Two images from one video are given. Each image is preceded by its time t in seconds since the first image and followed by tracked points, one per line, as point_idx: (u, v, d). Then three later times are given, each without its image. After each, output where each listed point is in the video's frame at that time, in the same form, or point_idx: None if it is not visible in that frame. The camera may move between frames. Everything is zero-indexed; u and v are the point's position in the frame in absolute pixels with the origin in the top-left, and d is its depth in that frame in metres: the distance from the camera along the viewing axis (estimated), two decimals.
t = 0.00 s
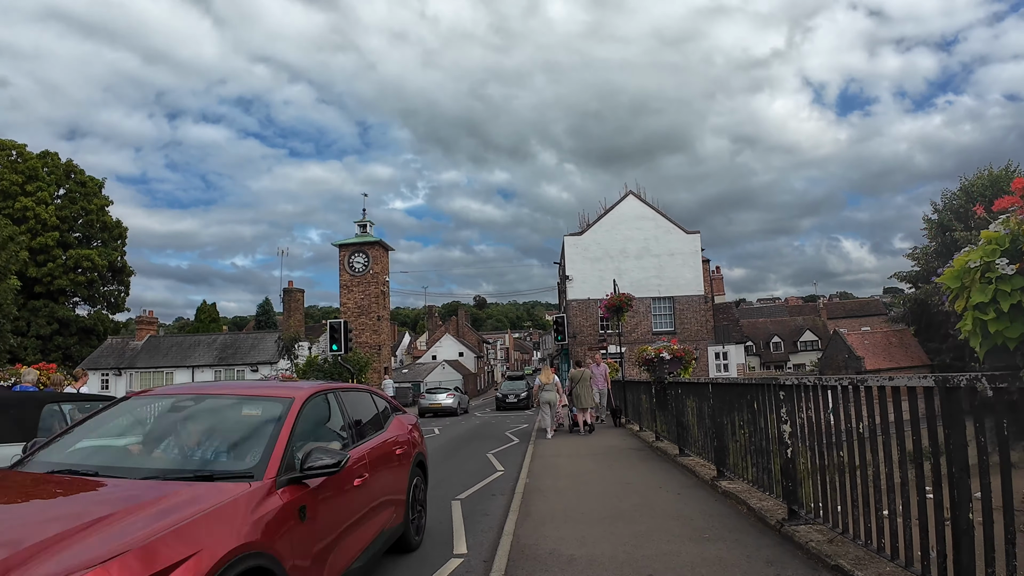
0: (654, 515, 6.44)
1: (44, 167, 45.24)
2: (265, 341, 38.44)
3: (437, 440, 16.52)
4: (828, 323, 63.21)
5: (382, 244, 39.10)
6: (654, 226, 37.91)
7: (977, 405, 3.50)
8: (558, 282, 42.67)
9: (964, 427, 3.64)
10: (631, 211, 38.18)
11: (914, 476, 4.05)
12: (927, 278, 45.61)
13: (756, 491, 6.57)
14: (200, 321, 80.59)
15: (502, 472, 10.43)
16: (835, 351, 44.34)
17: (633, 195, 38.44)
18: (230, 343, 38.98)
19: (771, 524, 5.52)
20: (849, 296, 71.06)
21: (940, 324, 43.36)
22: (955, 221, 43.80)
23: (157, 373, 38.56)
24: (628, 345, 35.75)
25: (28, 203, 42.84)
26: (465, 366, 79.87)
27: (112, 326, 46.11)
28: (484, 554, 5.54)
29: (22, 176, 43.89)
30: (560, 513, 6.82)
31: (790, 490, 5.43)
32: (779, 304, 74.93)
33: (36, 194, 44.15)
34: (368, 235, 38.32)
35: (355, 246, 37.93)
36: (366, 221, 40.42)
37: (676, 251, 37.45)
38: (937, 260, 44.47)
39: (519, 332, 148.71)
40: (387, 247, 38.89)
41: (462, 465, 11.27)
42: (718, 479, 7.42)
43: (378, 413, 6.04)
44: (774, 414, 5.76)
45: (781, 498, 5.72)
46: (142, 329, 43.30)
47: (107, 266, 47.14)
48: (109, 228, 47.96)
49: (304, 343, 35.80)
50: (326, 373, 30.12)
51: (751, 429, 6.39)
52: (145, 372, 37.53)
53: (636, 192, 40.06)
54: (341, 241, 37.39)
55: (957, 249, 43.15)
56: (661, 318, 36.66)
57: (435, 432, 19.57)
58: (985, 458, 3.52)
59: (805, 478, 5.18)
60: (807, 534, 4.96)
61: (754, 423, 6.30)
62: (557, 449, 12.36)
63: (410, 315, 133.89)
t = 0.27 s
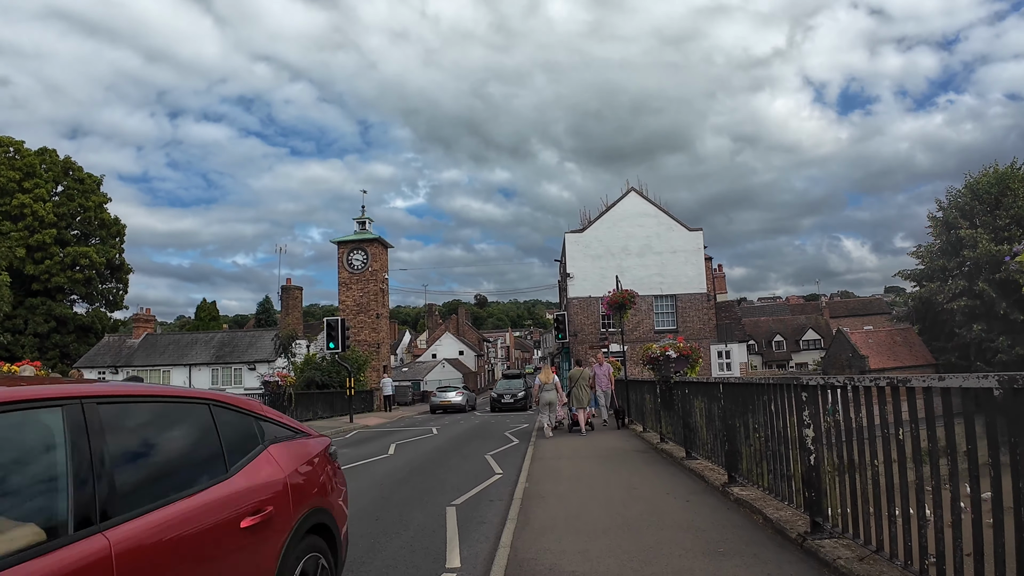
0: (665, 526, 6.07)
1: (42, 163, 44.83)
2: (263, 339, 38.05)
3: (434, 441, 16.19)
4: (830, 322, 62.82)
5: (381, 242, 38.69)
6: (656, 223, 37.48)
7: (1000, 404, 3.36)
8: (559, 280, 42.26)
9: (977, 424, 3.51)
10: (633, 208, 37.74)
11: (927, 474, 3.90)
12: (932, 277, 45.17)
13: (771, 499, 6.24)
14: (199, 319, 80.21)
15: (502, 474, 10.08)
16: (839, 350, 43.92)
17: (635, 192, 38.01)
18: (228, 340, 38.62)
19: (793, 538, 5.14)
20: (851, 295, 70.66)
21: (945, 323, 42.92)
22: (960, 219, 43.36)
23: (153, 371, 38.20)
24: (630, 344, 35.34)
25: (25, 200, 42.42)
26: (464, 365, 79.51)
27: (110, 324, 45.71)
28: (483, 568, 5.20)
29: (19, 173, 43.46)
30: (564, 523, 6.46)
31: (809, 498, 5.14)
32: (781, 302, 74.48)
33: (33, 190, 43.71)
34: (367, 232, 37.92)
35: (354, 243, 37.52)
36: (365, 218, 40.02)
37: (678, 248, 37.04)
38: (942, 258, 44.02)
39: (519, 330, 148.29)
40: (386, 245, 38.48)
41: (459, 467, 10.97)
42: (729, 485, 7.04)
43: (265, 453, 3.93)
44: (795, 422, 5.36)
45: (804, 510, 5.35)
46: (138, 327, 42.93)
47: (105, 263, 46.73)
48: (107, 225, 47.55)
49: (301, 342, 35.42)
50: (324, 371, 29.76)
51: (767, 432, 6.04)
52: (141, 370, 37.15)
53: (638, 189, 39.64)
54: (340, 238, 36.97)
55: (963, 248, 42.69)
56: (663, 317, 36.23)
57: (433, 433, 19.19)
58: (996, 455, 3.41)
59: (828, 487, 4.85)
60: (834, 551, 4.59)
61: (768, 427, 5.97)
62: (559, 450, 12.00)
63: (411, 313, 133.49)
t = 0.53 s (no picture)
0: (676, 536, 5.69)
1: (39, 160, 44.43)
2: (260, 338, 37.68)
3: (430, 442, 15.75)
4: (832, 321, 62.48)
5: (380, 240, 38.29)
6: (657, 221, 37.06)
7: (1015, 405, 3.19)
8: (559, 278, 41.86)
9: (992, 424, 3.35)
10: (634, 206, 37.32)
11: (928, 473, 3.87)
12: (935, 276, 44.76)
13: (789, 507, 5.86)
14: (198, 318, 79.85)
15: (501, 477, 9.71)
16: (841, 349, 43.54)
17: (636, 189, 37.58)
18: (225, 339, 38.23)
19: (817, 553, 4.77)
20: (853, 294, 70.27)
21: (948, 322, 42.53)
22: (964, 217, 42.95)
23: (150, 369, 37.84)
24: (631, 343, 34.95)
25: (22, 197, 42.03)
26: (464, 364, 79.17)
27: (107, 322, 45.34)
28: None
29: (16, 170, 43.05)
30: (566, 532, 6.09)
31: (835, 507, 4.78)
32: (783, 301, 74.08)
33: (30, 187, 43.29)
34: (365, 230, 37.53)
35: (352, 241, 37.12)
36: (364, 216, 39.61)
37: (680, 246, 36.64)
38: (946, 257, 43.61)
39: (520, 330, 147.92)
40: (385, 243, 38.08)
41: (456, 469, 10.56)
42: (741, 491, 6.67)
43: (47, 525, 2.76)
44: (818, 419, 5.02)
45: (830, 522, 4.96)
46: (135, 326, 42.56)
47: (102, 261, 46.33)
48: (105, 223, 47.15)
49: (299, 340, 35.06)
50: (321, 370, 29.33)
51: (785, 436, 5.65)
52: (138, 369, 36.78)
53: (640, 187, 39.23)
54: (338, 235, 36.57)
55: (967, 246, 42.28)
56: (665, 315, 35.83)
57: (431, 433, 18.80)
58: None
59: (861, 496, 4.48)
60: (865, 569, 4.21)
61: (787, 430, 5.59)
62: (560, 451, 11.64)
63: (411, 312, 133.14)
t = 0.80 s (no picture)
0: (685, 547, 5.32)
1: (34, 159, 43.99)
2: (257, 338, 37.28)
3: (428, 444, 15.26)
4: (834, 321, 62.11)
5: (378, 238, 37.87)
6: (658, 219, 36.64)
7: None
8: (559, 278, 41.46)
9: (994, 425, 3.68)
10: (635, 204, 36.90)
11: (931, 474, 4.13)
12: (938, 275, 44.35)
13: (808, 516, 5.47)
14: (196, 318, 79.44)
15: (499, 480, 9.31)
16: (844, 349, 43.12)
17: (637, 187, 37.15)
18: (221, 339, 37.83)
19: (844, 567, 4.40)
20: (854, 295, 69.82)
21: (952, 322, 42.12)
22: (967, 215, 42.54)
23: (144, 370, 37.41)
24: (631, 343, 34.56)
25: (17, 196, 41.58)
26: (463, 364, 78.80)
27: (102, 322, 44.89)
28: None
29: (10, 168, 42.60)
30: (568, 542, 5.72)
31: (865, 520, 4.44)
32: (784, 301, 73.60)
33: (25, 186, 42.82)
34: (363, 228, 37.11)
35: (349, 240, 36.70)
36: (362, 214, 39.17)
37: (681, 245, 36.23)
38: (950, 256, 43.19)
39: (519, 330, 147.34)
40: (383, 241, 37.65)
41: (453, 473, 10.10)
42: (752, 498, 6.29)
43: None
44: (825, 419, 4.95)
45: (858, 534, 4.59)
46: (130, 326, 42.13)
47: (98, 261, 45.89)
48: (100, 222, 46.72)
49: (296, 340, 34.65)
50: (316, 370, 28.88)
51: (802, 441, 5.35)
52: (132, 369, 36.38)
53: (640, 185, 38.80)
54: (335, 234, 36.14)
55: (970, 246, 41.87)
56: (666, 315, 35.42)
57: (428, 434, 18.39)
58: None
59: (893, 508, 4.15)
60: None
61: (805, 434, 5.29)
62: (561, 452, 11.27)
63: (410, 313, 132.65)
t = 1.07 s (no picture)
0: (693, 565, 4.89)
1: (27, 158, 43.47)
2: (251, 338, 36.83)
3: (422, 447, 14.76)
4: (833, 322, 61.77)
5: (374, 238, 37.41)
6: (657, 219, 36.23)
7: None
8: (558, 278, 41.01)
9: (993, 426, 3.31)
10: (633, 203, 36.48)
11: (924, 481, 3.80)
12: (939, 275, 44.00)
13: (827, 531, 5.02)
14: (193, 319, 78.94)
15: (495, 488, 8.86)
16: (844, 350, 42.76)
17: (636, 186, 36.72)
18: (214, 340, 37.37)
19: None
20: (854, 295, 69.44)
21: (953, 323, 41.77)
22: (969, 215, 42.18)
23: (137, 371, 36.93)
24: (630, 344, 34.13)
25: (9, 195, 41.08)
26: (461, 365, 78.38)
27: (96, 323, 44.36)
28: None
29: (3, 167, 42.07)
30: (566, 558, 5.26)
31: (899, 538, 3.98)
32: (783, 302, 73.31)
33: (18, 185, 42.31)
34: (358, 228, 36.66)
35: (345, 239, 36.25)
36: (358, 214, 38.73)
37: (680, 245, 35.81)
38: (951, 256, 42.83)
39: (518, 331, 146.96)
40: (379, 241, 37.20)
41: (446, 479, 9.63)
42: (765, 510, 5.84)
43: None
44: (844, 427, 4.61)
45: (888, 554, 4.13)
46: (123, 326, 41.61)
47: (91, 261, 45.37)
48: (94, 221, 46.20)
49: (290, 341, 34.23)
50: (310, 372, 28.42)
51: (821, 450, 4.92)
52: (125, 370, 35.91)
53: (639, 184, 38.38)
54: (330, 233, 35.70)
55: (971, 245, 41.51)
56: (665, 315, 35.01)
57: (422, 437, 17.92)
58: None
59: (931, 527, 3.71)
60: None
61: (824, 440, 4.86)
62: (559, 457, 10.81)
63: (408, 313, 132.18)
